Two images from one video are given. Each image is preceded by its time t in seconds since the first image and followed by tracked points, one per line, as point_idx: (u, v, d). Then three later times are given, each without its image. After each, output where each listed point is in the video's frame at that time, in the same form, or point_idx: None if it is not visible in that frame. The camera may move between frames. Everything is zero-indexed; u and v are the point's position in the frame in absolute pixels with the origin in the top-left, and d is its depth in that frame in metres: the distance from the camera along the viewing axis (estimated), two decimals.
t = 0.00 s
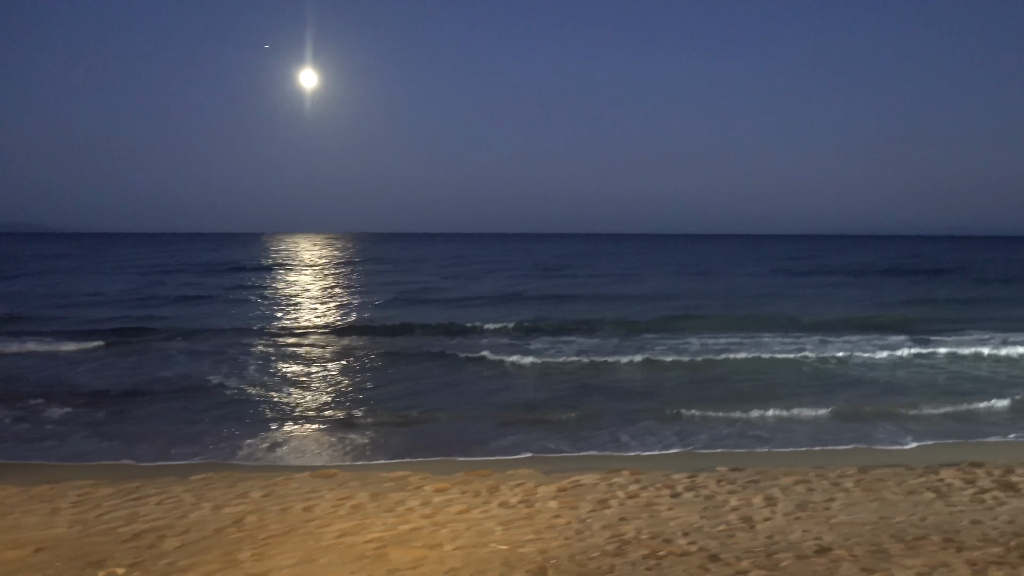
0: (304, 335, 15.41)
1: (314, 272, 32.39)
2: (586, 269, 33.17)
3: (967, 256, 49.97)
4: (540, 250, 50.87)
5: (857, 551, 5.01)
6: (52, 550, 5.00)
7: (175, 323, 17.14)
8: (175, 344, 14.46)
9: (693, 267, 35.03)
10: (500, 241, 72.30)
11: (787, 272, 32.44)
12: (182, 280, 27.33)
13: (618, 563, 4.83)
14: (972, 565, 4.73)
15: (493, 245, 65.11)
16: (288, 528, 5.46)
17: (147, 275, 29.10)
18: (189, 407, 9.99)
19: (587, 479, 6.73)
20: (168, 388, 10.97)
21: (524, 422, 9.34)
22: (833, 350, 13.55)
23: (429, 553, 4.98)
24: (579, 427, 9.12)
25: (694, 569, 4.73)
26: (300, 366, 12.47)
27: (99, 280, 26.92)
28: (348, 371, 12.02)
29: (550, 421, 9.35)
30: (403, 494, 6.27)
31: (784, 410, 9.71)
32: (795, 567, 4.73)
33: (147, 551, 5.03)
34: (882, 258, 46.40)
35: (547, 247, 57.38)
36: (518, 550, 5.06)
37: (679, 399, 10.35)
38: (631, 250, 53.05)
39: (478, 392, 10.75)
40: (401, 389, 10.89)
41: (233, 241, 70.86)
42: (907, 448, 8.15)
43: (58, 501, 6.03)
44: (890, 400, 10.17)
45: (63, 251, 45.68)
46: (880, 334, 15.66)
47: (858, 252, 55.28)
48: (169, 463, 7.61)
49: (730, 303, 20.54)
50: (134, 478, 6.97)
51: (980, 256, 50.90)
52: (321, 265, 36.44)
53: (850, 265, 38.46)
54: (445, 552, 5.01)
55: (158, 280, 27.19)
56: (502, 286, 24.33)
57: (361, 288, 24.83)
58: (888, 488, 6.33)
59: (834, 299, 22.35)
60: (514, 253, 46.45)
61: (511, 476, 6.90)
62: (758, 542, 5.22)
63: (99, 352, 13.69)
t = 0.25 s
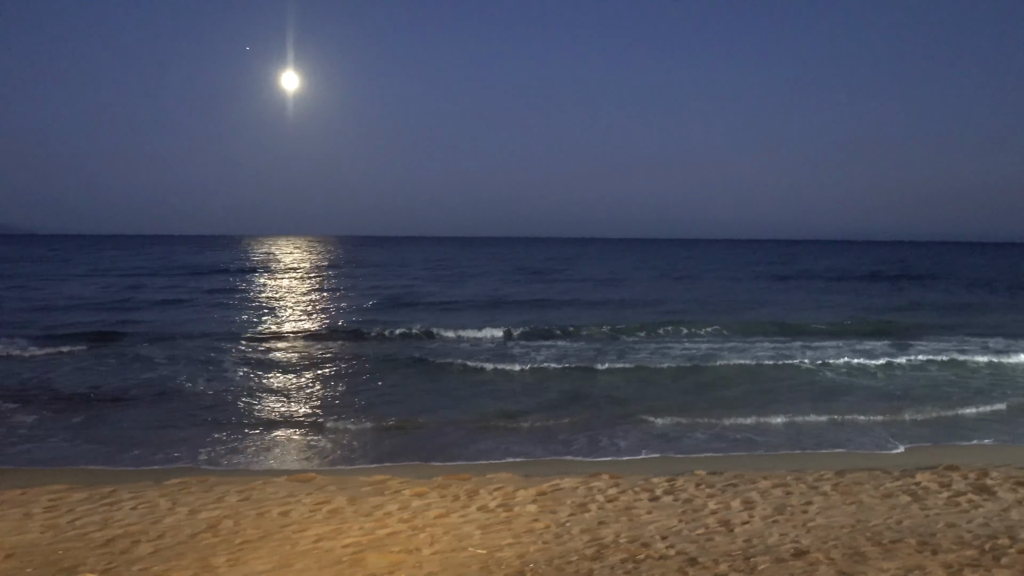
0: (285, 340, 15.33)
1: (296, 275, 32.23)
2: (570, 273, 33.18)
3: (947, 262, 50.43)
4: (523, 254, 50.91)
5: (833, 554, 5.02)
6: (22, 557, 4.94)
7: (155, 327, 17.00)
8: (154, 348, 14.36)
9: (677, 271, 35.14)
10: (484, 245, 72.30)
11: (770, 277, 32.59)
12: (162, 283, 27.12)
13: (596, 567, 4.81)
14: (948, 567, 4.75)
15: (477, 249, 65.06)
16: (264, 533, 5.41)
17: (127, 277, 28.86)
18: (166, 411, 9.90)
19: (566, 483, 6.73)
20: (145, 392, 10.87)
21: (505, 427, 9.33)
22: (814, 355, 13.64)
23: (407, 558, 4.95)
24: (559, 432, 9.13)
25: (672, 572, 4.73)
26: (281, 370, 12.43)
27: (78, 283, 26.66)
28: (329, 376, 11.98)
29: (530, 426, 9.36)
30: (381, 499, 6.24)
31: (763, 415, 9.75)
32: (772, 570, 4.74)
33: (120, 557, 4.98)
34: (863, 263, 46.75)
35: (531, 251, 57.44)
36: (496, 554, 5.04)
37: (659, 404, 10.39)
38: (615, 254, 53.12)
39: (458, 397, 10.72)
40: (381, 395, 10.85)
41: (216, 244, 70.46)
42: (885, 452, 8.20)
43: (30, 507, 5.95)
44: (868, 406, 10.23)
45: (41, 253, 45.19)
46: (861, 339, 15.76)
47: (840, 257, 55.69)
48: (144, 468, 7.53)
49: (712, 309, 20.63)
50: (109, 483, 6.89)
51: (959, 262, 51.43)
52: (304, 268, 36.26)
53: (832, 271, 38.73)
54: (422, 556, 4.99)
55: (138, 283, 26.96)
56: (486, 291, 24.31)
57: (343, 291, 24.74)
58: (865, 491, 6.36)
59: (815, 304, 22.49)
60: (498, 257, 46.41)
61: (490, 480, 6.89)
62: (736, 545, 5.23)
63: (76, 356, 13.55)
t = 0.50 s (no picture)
0: (281, 340, 15.31)
1: (293, 275, 32.20)
2: (567, 274, 33.19)
3: (943, 263, 50.49)
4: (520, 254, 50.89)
5: (827, 555, 5.01)
6: (12, 557, 4.92)
7: (150, 326, 16.97)
8: (149, 347, 14.35)
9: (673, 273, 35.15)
10: (481, 245, 72.30)
11: (767, 279, 32.59)
12: (159, 282, 27.08)
13: (589, 568, 4.80)
14: (941, 569, 4.74)
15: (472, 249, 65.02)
16: (256, 533, 5.40)
17: (123, 277, 28.81)
18: (160, 411, 9.89)
19: (559, 483, 6.72)
20: (140, 392, 10.85)
21: (500, 427, 9.33)
22: (809, 357, 13.66)
23: (399, 559, 4.94)
24: (553, 432, 9.13)
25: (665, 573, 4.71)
26: (276, 371, 12.42)
27: (74, 282, 26.62)
28: (325, 376, 11.99)
29: (525, 427, 9.36)
30: (374, 499, 6.23)
31: (757, 416, 9.76)
32: (766, 571, 4.73)
33: (111, 557, 4.96)
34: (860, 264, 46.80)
35: (526, 251, 57.54)
36: (489, 555, 5.03)
37: (654, 404, 10.39)
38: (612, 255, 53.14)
39: (453, 398, 10.71)
40: (376, 395, 10.84)
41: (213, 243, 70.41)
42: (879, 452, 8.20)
43: (21, 506, 5.93)
44: (863, 407, 10.23)
45: (37, 251, 45.09)
46: (857, 340, 15.78)
47: (836, 258, 55.77)
48: (137, 467, 7.52)
49: (708, 310, 20.63)
50: (101, 483, 6.87)
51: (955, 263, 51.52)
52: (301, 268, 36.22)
53: (828, 272, 38.78)
54: (415, 557, 4.97)
55: (134, 282, 26.93)
56: (482, 292, 24.30)
57: (340, 291, 24.73)
58: (858, 492, 6.36)
59: (812, 306, 22.50)
60: (495, 257, 46.41)
61: (484, 480, 6.88)
62: (729, 546, 5.21)
63: (71, 355, 13.52)
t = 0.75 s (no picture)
0: (266, 342, 15.23)
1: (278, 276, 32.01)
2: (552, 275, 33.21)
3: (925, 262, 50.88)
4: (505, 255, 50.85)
5: (813, 552, 5.03)
6: None
7: (133, 329, 16.84)
8: (133, 351, 14.24)
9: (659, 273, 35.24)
10: (467, 245, 72.21)
11: (752, 278, 32.71)
12: (141, 285, 26.86)
13: (576, 568, 4.80)
14: (926, 565, 4.76)
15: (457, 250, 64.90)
16: (241, 537, 5.36)
17: (106, 279, 28.57)
18: (143, 414, 9.81)
19: (546, 483, 6.71)
20: (123, 396, 10.76)
21: (486, 428, 9.31)
22: (793, 356, 13.73)
23: (386, 561, 4.91)
24: (540, 433, 9.12)
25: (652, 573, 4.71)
26: (262, 373, 12.36)
27: (55, 285, 26.36)
28: (310, 378, 11.94)
29: (511, 427, 9.36)
30: (360, 501, 6.20)
31: (742, 415, 9.78)
32: (752, 569, 4.74)
33: (93, 563, 4.91)
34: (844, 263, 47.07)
35: (512, 252, 57.53)
36: (476, 556, 5.01)
37: (640, 404, 10.41)
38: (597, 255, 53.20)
39: (439, 399, 10.68)
40: (362, 397, 10.80)
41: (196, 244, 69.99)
42: (862, 450, 8.24)
43: (2, 512, 5.86)
44: (848, 406, 10.28)
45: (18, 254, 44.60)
46: (840, 339, 15.87)
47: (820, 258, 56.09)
48: (120, 472, 7.45)
49: (694, 310, 20.70)
50: (84, 488, 6.81)
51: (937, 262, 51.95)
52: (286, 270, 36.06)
53: (812, 271, 39.00)
54: (402, 559, 4.95)
55: (116, 285, 26.69)
56: (468, 293, 24.25)
57: (325, 293, 24.61)
58: (843, 489, 6.39)
59: (796, 305, 22.62)
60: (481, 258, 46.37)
61: (470, 481, 6.86)
62: (716, 545, 5.22)
63: (53, 359, 13.39)
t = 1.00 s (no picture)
0: (241, 342, 15.10)
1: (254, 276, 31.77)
2: (531, 274, 33.21)
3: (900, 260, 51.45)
4: (484, 254, 50.78)
5: (787, 548, 5.06)
6: None
7: (105, 329, 16.61)
8: (105, 351, 14.07)
9: (636, 272, 35.35)
10: (445, 244, 72.06)
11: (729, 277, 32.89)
12: (115, 285, 26.54)
13: (551, 567, 4.79)
14: (898, 560, 4.80)
15: (438, 249, 64.74)
16: (213, 539, 5.30)
17: (78, 279, 28.20)
18: (115, 416, 9.69)
19: (522, 482, 6.71)
20: (94, 397, 10.63)
21: (463, 427, 9.29)
22: (769, 354, 13.83)
23: (360, 562, 4.88)
24: (517, 432, 9.11)
25: (628, 571, 4.72)
26: (237, 374, 12.26)
27: (27, 285, 25.98)
28: (287, 379, 11.87)
29: (488, 426, 9.35)
30: (335, 502, 6.16)
31: (718, 413, 9.84)
32: (727, 566, 4.76)
33: (61, 568, 4.83)
34: (820, 262, 47.49)
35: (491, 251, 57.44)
36: (452, 556, 4.99)
37: (616, 402, 10.44)
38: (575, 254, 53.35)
39: (415, 399, 10.65)
40: (338, 397, 10.74)
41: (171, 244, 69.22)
42: (836, 447, 8.32)
43: None
44: (822, 403, 10.37)
45: None
46: (815, 337, 16.01)
47: (796, 256, 56.53)
48: (91, 474, 7.35)
49: (671, 309, 20.79)
50: (53, 491, 6.71)
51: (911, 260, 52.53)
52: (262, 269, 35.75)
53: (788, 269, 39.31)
54: (377, 560, 4.92)
55: (89, 285, 26.35)
56: (446, 293, 24.19)
57: (301, 292, 24.45)
58: (816, 485, 6.45)
59: (772, 303, 22.78)
60: (459, 257, 46.24)
61: (446, 481, 6.84)
62: (692, 542, 5.24)
63: (23, 360, 13.19)
